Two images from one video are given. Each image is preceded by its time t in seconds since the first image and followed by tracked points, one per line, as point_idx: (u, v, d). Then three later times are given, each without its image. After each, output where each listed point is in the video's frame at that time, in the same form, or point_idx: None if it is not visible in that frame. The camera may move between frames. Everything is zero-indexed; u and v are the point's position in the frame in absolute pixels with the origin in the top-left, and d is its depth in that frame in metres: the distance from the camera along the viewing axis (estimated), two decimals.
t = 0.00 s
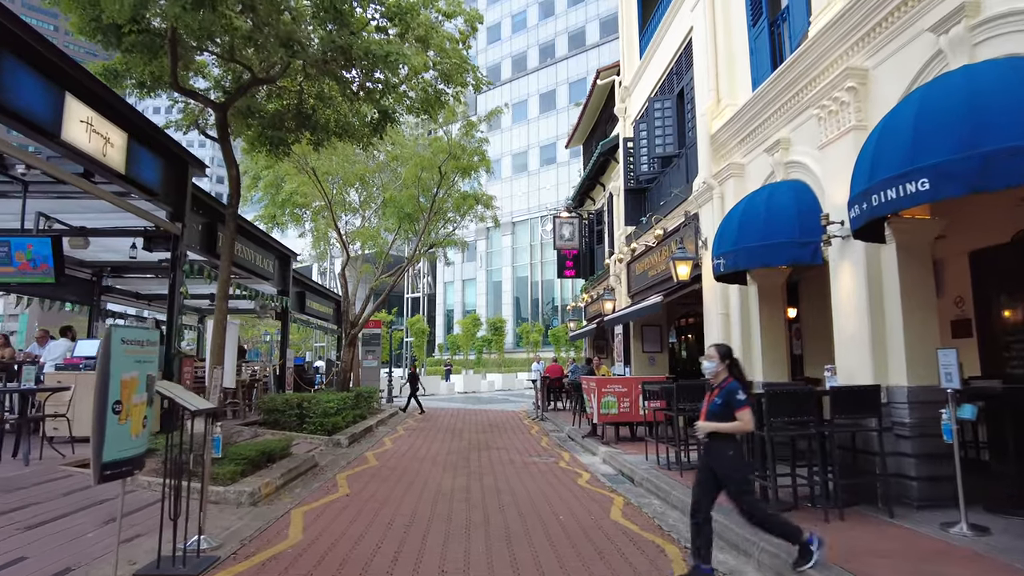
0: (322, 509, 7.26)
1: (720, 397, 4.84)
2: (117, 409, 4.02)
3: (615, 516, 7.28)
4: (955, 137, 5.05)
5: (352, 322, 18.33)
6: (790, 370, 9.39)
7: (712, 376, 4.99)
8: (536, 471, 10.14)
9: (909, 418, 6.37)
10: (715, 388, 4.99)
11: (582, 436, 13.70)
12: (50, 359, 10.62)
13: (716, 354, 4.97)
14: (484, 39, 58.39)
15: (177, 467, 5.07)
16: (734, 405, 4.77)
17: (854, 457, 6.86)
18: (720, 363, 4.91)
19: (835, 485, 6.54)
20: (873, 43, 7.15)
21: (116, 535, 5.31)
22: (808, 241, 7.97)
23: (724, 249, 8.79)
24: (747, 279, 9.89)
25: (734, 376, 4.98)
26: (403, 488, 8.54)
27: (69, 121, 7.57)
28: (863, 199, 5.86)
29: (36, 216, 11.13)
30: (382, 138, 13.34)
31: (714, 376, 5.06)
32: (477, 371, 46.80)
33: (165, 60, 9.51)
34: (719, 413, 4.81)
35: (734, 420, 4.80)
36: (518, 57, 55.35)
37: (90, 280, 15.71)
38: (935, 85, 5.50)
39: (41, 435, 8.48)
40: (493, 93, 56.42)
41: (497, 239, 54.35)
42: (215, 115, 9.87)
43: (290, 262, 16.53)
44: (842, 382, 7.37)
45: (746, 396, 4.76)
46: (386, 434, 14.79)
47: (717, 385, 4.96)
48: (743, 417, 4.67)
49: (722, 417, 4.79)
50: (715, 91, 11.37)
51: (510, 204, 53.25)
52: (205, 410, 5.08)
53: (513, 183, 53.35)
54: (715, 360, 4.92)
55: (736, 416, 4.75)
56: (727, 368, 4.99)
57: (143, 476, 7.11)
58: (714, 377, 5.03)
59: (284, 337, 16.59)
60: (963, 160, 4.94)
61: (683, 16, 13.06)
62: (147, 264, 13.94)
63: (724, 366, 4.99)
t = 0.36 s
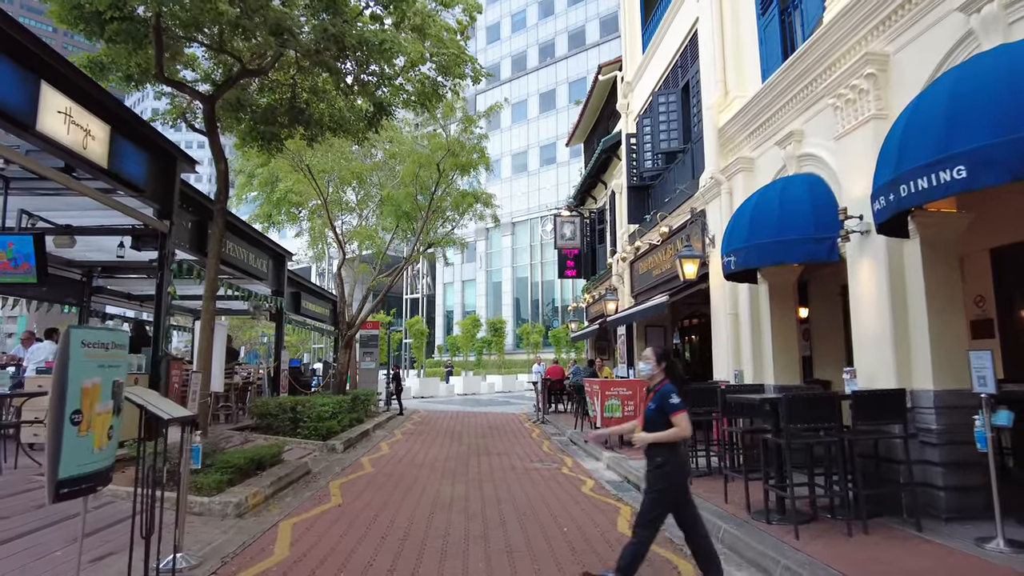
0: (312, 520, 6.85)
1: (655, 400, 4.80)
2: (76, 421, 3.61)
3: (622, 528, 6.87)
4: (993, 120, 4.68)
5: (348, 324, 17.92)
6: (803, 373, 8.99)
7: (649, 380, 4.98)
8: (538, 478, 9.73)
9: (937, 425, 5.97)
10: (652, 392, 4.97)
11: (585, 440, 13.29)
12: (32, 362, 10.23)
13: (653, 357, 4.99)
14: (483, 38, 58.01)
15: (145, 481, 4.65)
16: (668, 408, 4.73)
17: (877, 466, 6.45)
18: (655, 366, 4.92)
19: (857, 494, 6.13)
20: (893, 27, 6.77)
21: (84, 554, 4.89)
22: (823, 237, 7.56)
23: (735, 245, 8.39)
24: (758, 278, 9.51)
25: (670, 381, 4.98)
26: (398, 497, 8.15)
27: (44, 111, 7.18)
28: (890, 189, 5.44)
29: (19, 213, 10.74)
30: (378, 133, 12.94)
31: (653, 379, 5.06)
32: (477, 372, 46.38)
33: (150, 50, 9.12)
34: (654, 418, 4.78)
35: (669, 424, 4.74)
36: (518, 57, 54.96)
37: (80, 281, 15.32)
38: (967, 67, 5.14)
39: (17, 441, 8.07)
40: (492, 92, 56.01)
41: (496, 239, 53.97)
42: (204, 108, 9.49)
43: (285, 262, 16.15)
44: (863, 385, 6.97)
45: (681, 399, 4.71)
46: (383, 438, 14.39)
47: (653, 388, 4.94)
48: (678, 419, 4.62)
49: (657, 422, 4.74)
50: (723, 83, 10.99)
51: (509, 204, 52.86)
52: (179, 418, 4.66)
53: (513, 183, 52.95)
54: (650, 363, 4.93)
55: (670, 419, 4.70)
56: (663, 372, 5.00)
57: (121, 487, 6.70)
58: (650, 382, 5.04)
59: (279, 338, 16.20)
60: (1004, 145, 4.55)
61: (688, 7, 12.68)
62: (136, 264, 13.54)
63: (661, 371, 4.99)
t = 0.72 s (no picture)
0: (307, 525, 6.50)
1: (586, 392, 4.47)
2: (39, 423, 3.26)
3: (635, 535, 6.49)
4: None
5: (348, 322, 17.57)
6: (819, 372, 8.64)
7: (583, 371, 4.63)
8: (543, 481, 9.36)
9: (972, 426, 5.61)
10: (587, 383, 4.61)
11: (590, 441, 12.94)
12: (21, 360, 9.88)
13: (589, 346, 4.64)
14: (484, 38, 57.63)
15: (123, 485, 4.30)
16: (597, 400, 4.39)
17: (905, 470, 6.08)
18: (590, 355, 4.55)
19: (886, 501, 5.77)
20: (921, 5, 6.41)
21: (59, 566, 4.52)
22: (843, 227, 7.17)
23: (750, 238, 8.03)
24: (772, 273, 9.16)
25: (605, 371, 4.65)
26: (399, 501, 7.79)
27: (27, 96, 6.84)
28: (926, 171, 5.06)
29: (7, 207, 10.38)
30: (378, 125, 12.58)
31: (587, 370, 4.72)
32: (478, 373, 45.95)
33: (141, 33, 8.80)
34: (584, 411, 4.45)
35: (600, 419, 4.41)
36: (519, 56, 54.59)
37: (74, 279, 15.00)
38: (1010, 39, 4.77)
39: None
40: (494, 92, 55.61)
41: (498, 239, 53.55)
42: (196, 96, 9.13)
43: (283, 259, 15.82)
44: (887, 383, 6.59)
45: (611, 391, 4.38)
46: (383, 439, 14.03)
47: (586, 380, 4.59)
48: (605, 413, 4.30)
49: (587, 416, 4.40)
50: (735, 72, 10.63)
51: (511, 203, 52.48)
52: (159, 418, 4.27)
53: (515, 182, 52.58)
54: (586, 353, 4.56)
55: (599, 413, 4.36)
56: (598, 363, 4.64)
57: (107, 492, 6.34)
58: (585, 373, 4.68)
59: (277, 337, 15.85)
60: None
61: None
62: (130, 261, 13.20)
63: (595, 361, 4.62)
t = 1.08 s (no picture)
0: (300, 536, 6.11)
1: (512, 397, 4.27)
2: None
3: (649, 548, 6.10)
4: None
5: (348, 322, 17.21)
6: (838, 373, 8.27)
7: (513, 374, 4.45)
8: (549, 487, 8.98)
9: (1013, 433, 5.22)
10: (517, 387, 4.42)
11: (596, 444, 12.56)
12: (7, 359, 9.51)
13: (520, 349, 4.48)
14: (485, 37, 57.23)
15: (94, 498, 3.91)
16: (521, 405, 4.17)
17: (938, 479, 5.68)
18: (520, 357, 4.39)
19: (919, 512, 5.38)
20: None
21: None
22: (866, 222, 6.80)
23: (767, 233, 7.65)
24: (788, 270, 8.80)
25: (537, 376, 4.45)
26: (398, 509, 7.43)
27: (7, 82, 6.49)
28: (970, 157, 4.67)
29: None
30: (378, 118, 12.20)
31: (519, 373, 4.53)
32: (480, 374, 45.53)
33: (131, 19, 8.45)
34: (509, 417, 4.24)
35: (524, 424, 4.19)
36: (521, 55, 54.21)
37: (67, 277, 14.63)
38: None
39: None
40: (495, 91, 55.22)
41: (500, 239, 53.19)
42: (189, 85, 8.77)
43: (281, 257, 15.46)
44: (917, 387, 6.20)
45: (534, 397, 4.16)
46: (383, 442, 13.66)
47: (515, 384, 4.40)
48: (527, 419, 4.07)
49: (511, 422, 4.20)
50: (747, 63, 10.26)
51: (513, 203, 52.10)
52: (135, 423, 3.89)
53: (517, 182, 52.20)
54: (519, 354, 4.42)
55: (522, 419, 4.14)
56: (529, 365, 4.45)
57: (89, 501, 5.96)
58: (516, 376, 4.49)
59: (274, 337, 15.47)
60: None
61: None
62: (123, 258, 12.83)
63: (526, 364, 4.44)
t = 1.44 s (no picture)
0: (286, 547, 5.70)
1: (434, 400, 4.05)
2: None
3: (659, 559, 5.69)
4: None
5: (344, 321, 16.80)
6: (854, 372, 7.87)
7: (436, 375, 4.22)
8: (551, 492, 8.57)
9: None
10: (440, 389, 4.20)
11: (598, 446, 12.16)
12: None
13: (441, 348, 4.24)
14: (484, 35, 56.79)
15: (48, 509, 3.52)
16: (443, 409, 3.96)
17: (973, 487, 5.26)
18: (439, 357, 4.16)
19: (955, 524, 4.96)
20: None
21: None
22: (888, 212, 6.44)
23: (781, 225, 7.23)
24: (801, 265, 8.41)
25: (460, 376, 4.22)
26: (392, 516, 7.03)
27: None
28: (1018, 135, 4.26)
29: None
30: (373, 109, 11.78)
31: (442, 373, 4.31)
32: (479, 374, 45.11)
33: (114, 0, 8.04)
34: (430, 421, 4.02)
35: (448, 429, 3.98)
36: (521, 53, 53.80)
37: (55, 274, 14.27)
38: None
39: None
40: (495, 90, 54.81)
41: (499, 238, 52.78)
42: (173, 71, 8.36)
43: (275, 253, 15.05)
44: (947, 387, 5.79)
45: (459, 399, 3.95)
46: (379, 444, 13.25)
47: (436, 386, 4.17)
48: (451, 423, 3.86)
49: (433, 427, 3.97)
50: (757, 50, 9.85)
51: (513, 202, 51.70)
52: (93, 427, 3.49)
53: (516, 181, 51.80)
54: (436, 354, 4.19)
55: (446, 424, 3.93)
56: (452, 366, 4.23)
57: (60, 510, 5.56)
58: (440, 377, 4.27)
59: (267, 335, 15.05)
60: None
61: None
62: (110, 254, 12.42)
63: (449, 364, 4.22)
